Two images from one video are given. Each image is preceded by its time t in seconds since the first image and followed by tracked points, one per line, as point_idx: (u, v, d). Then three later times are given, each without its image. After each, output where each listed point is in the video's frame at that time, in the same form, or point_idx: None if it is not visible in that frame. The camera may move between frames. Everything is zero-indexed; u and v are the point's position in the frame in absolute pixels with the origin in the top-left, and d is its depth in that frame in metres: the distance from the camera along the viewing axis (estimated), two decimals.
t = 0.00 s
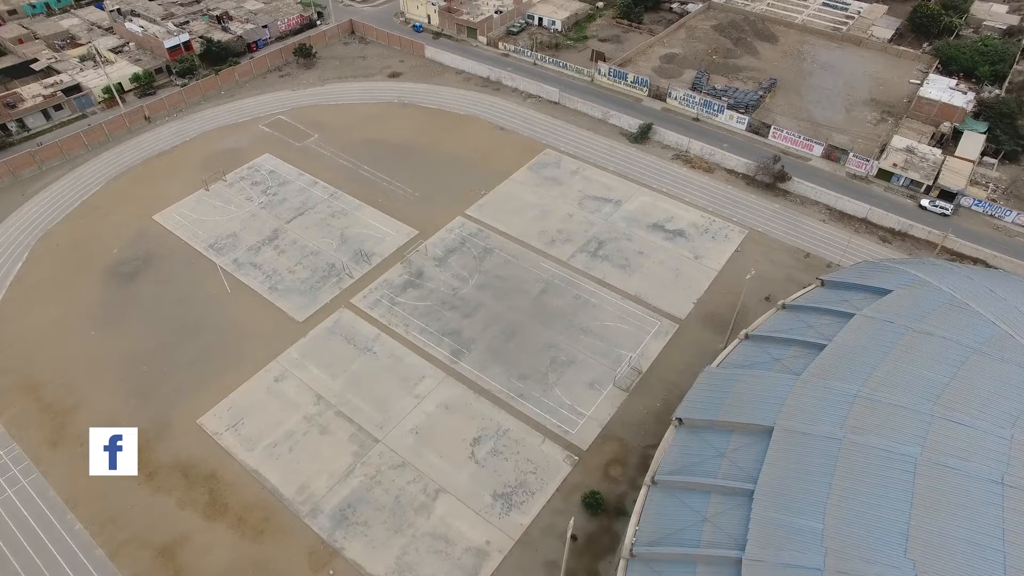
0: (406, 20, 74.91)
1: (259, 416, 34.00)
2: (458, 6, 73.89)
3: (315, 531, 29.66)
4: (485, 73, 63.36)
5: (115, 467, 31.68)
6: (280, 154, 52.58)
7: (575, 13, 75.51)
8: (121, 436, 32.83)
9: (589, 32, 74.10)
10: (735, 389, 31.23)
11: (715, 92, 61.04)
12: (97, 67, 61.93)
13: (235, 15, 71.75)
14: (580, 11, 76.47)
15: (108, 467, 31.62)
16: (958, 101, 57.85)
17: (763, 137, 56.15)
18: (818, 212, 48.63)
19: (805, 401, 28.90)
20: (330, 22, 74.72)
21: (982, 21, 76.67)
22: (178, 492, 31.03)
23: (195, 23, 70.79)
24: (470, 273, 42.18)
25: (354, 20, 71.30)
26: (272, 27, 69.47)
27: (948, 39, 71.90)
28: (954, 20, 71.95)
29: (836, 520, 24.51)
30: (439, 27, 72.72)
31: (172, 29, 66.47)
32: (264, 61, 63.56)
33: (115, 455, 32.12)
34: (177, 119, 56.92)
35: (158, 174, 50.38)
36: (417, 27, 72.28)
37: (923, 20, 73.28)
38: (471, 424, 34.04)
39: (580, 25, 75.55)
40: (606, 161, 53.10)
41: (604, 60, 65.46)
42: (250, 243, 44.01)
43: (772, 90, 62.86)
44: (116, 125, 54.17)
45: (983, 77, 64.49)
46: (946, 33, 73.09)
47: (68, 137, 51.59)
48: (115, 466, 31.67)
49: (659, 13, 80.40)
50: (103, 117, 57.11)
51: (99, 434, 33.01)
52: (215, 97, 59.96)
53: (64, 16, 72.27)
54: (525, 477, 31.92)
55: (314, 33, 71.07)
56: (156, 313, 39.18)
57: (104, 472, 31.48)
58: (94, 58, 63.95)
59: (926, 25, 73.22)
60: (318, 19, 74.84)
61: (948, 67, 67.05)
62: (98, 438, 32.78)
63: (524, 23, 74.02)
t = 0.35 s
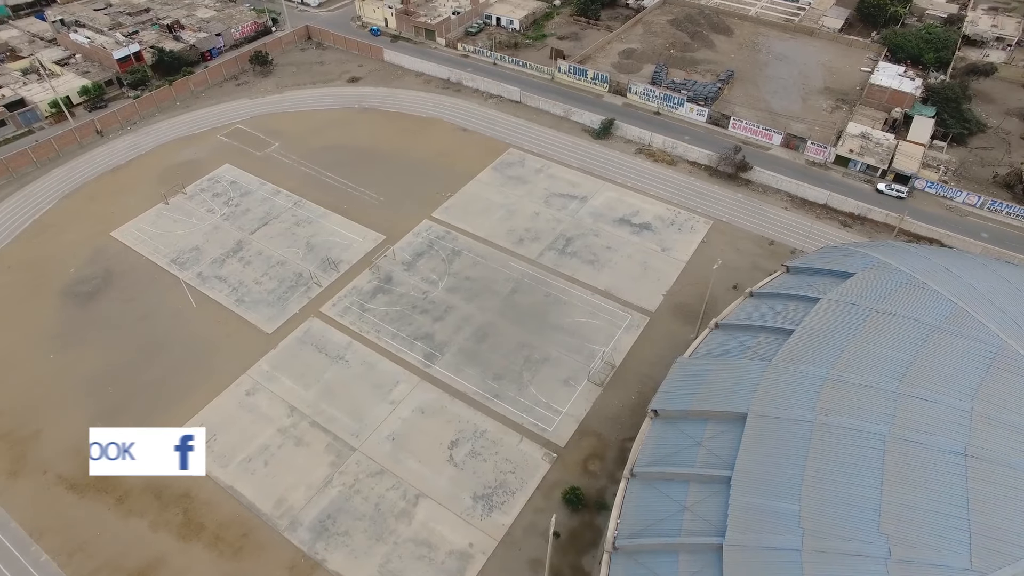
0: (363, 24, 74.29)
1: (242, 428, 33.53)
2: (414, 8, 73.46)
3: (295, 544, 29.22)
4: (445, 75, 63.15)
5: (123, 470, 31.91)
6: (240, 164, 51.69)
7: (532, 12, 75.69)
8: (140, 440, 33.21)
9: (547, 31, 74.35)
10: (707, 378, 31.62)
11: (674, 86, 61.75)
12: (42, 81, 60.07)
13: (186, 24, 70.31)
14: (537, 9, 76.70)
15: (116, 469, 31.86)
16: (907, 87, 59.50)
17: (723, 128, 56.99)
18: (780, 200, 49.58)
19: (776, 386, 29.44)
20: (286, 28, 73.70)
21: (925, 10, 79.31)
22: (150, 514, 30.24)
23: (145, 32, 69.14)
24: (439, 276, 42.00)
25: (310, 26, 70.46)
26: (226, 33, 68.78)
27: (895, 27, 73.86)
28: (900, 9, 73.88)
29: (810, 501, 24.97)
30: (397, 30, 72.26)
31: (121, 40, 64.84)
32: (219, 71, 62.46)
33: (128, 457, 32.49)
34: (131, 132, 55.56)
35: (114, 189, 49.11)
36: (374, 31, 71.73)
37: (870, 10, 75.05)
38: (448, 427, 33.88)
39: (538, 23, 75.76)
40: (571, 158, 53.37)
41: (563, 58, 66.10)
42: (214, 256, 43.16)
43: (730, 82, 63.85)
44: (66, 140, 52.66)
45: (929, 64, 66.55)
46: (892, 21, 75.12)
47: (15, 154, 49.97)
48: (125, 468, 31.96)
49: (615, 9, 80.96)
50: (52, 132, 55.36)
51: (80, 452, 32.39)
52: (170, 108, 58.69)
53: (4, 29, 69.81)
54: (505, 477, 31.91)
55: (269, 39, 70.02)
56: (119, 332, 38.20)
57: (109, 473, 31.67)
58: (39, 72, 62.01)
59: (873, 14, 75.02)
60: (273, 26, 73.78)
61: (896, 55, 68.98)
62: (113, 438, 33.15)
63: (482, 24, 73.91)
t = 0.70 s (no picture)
0: (329, 28, 73.62)
1: (224, 441, 33.08)
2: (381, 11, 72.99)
3: (280, 556, 28.86)
4: (415, 77, 62.90)
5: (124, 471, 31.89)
6: (209, 173, 50.94)
7: (499, 12, 75.72)
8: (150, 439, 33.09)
9: (514, 30, 74.42)
10: (686, 371, 31.90)
11: (643, 82, 62.22)
12: None
13: (148, 31, 69.19)
14: (505, 9, 76.75)
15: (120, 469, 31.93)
16: (870, 78, 60.68)
17: (693, 123, 57.54)
18: (751, 191, 50.22)
19: (753, 376, 29.81)
20: (251, 34, 72.80)
21: (884, 3, 81.28)
22: (130, 532, 29.62)
23: (105, 41, 67.82)
24: (416, 279, 41.82)
25: (275, 31, 69.74)
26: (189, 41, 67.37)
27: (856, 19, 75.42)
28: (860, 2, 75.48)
29: (791, 487, 25.31)
30: (364, 33, 71.73)
31: (79, 49, 63.44)
32: (184, 79, 61.55)
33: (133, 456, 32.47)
34: (94, 143, 54.44)
35: (79, 202, 48.07)
36: (341, 34, 71.07)
37: (831, 3, 76.34)
38: (431, 430, 33.75)
39: (506, 23, 75.83)
40: (544, 156, 53.50)
41: (531, 57, 66.18)
42: (186, 267, 42.50)
43: (698, 77, 64.49)
44: (26, 153, 51.42)
45: (889, 55, 68.47)
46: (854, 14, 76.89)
47: None
48: (130, 468, 31.95)
49: (582, 7, 81.08)
50: (11, 146, 53.93)
51: (55, 471, 31.71)
52: (135, 118, 57.64)
53: None
54: (490, 477, 31.87)
55: (234, 46, 69.10)
56: (89, 349, 37.42)
57: (112, 474, 31.73)
58: None
59: (834, 7, 76.40)
60: (237, 32, 72.84)
61: (857, 47, 70.40)
62: (111, 445, 32.85)
63: (450, 25, 73.74)
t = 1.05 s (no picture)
0: (292, 33, 72.58)
1: (202, 456, 32.47)
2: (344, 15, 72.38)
3: (264, 570, 28.42)
4: (381, 81, 62.54)
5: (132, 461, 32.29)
6: (175, 184, 50.04)
7: (464, 13, 75.62)
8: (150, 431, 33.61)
9: (479, 31, 74.42)
10: (663, 364, 32.18)
11: (609, 79, 62.65)
12: None
13: (104, 41, 67.78)
14: (469, 10, 76.70)
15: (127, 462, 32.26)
16: (830, 68, 61.98)
17: (661, 118, 58.13)
18: (720, 184, 50.88)
19: (729, 366, 30.20)
20: (212, 42, 71.74)
21: None
22: (106, 555, 28.84)
23: (58, 51, 66.19)
24: (390, 284, 41.56)
25: (237, 38, 68.83)
26: (147, 49, 66.42)
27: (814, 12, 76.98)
28: None
29: (770, 473, 25.67)
30: (328, 38, 71.05)
31: (31, 60, 61.77)
32: (144, 89, 60.39)
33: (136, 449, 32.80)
34: (52, 158, 53.07)
35: (38, 219, 46.79)
36: (305, 40, 70.31)
37: None
38: (412, 435, 33.55)
39: (471, 24, 75.81)
40: (514, 156, 53.51)
41: (498, 58, 66.18)
42: (154, 280, 41.67)
43: (663, 72, 65.14)
44: None
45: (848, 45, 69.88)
46: (812, 7, 78.41)
47: None
48: (104, 489, 31.10)
49: (546, 6, 81.40)
50: None
51: (25, 497, 30.79)
52: (94, 130, 56.35)
53: None
54: (473, 479, 31.80)
55: (194, 54, 67.98)
56: (56, 369, 36.45)
57: (84, 496, 30.84)
58: None
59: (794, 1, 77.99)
60: (198, 40, 71.68)
61: (817, 39, 71.86)
62: (83, 467, 31.97)
63: (414, 28, 73.43)
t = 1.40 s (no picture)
0: (259, 39, 71.74)
1: (181, 471, 31.94)
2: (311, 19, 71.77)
3: None
4: (351, 85, 62.13)
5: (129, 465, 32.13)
6: (144, 195, 49.19)
7: (432, 14, 75.45)
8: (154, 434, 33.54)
9: (449, 32, 74.31)
10: (643, 359, 32.40)
11: (580, 77, 62.92)
12: None
13: (63, 50, 66.37)
14: (437, 12, 76.56)
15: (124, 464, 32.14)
16: (796, 61, 63.02)
17: (632, 114, 58.55)
18: (693, 178, 51.40)
19: (708, 358, 30.52)
20: (176, 49, 70.68)
21: None
22: None
23: (15, 62, 64.65)
24: (367, 288, 41.29)
25: (202, 45, 67.90)
26: (109, 58, 65.17)
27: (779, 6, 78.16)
28: None
29: (752, 462, 25.98)
30: (296, 43, 70.35)
31: None
32: (108, 98, 59.32)
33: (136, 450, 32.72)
34: (13, 171, 51.82)
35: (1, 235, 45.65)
36: (272, 45, 69.55)
37: None
38: (395, 440, 33.37)
39: (440, 25, 75.65)
40: (488, 157, 53.47)
41: (468, 59, 66.11)
42: (125, 294, 40.92)
43: (633, 69, 65.62)
44: None
45: (813, 39, 70.94)
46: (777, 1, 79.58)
47: None
48: (80, 509, 30.40)
49: (515, 6, 81.61)
50: None
51: None
52: (55, 142, 55.15)
53: None
54: (458, 482, 31.72)
55: (159, 62, 66.93)
56: (25, 388, 35.59)
57: (60, 518, 30.11)
58: None
59: None
60: (162, 47, 70.57)
61: (783, 32, 73.00)
62: (58, 488, 31.22)
63: (383, 30, 73.08)
